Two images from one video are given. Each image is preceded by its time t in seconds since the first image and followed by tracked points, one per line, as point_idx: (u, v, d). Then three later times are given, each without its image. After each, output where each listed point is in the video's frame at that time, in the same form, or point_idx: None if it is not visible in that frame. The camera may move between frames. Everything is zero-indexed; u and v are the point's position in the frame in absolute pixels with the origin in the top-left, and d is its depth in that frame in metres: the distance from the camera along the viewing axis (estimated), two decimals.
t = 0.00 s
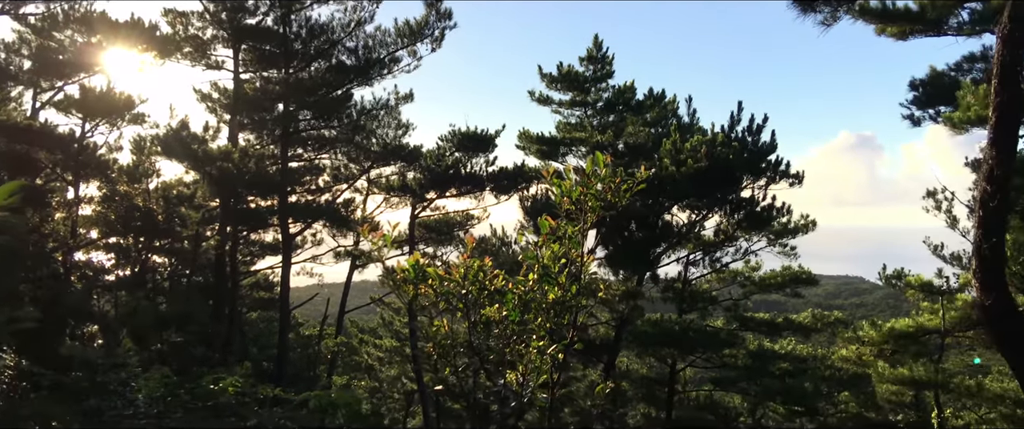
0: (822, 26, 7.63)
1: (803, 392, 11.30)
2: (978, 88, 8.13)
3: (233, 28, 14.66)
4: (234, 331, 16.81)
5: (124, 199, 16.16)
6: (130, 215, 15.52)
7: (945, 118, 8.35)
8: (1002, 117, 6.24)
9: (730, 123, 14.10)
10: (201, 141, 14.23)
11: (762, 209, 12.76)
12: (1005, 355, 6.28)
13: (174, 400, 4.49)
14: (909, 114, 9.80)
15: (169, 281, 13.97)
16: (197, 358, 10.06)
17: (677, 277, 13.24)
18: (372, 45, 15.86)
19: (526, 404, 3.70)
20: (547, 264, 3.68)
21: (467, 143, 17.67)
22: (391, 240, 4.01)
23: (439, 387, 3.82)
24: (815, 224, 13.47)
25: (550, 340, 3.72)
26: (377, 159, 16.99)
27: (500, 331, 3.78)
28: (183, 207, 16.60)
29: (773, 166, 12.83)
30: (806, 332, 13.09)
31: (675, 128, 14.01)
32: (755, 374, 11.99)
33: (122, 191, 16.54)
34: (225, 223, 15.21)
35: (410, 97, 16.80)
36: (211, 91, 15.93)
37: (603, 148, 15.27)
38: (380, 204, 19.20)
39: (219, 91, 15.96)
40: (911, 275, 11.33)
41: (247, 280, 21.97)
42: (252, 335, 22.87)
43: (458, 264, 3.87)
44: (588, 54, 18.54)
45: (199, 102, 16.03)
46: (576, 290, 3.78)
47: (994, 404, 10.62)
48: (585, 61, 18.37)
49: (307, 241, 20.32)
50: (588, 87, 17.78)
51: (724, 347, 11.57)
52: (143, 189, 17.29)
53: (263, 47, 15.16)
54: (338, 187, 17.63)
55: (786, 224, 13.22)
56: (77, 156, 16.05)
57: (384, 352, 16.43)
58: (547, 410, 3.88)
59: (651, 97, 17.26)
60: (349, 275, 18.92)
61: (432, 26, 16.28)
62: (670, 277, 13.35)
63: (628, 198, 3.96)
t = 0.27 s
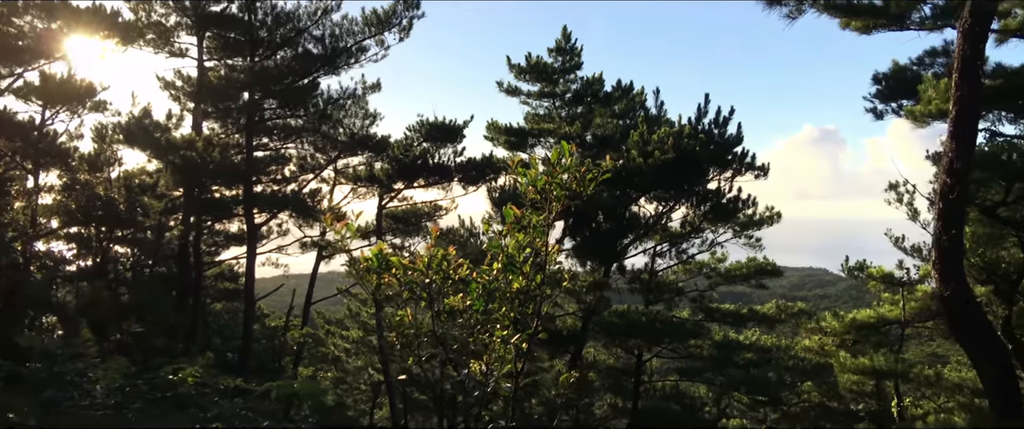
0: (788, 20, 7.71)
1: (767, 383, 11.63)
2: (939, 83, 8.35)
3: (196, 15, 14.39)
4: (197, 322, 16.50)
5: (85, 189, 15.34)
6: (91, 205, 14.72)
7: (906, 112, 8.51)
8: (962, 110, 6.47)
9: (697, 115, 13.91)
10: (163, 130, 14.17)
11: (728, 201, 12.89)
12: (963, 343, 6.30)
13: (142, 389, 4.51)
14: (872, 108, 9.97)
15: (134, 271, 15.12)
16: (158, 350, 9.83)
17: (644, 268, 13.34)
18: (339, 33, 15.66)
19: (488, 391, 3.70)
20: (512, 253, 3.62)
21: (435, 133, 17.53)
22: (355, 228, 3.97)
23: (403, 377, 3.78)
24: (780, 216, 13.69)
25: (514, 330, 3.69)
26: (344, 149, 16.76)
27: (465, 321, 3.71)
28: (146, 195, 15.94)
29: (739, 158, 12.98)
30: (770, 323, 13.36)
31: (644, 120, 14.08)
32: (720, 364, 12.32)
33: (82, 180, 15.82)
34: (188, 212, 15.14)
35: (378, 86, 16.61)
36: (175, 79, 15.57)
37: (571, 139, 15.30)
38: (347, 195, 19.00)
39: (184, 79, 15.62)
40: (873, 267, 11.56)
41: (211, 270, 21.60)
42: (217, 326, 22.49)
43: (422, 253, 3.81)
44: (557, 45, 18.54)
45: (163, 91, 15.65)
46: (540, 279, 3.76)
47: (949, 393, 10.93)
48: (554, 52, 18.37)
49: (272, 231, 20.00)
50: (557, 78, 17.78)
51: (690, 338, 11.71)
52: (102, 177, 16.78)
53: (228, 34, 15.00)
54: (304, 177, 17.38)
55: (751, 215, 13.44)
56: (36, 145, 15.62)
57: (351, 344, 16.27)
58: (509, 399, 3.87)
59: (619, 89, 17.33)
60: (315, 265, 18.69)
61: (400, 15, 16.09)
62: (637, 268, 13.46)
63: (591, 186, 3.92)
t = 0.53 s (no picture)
0: (747, 10, 7.81)
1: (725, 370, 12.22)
2: (894, 75, 8.56)
3: None
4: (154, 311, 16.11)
5: (38, 174, 15.09)
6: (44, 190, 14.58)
7: (863, 103, 8.74)
8: (917, 100, 6.40)
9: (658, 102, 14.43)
10: (118, 113, 13.47)
11: (689, 190, 13.06)
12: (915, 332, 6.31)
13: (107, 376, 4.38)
14: (829, 99, 10.15)
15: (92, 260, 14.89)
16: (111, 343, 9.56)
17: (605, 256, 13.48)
18: (299, 18, 15.30)
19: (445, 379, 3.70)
20: (469, 239, 3.60)
21: (397, 120, 17.37)
22: (310, 213, 3.79)
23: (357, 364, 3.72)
24: (739, 205, 13.93)
25: (470, 316, 3.68)
26: (304, 135, 16.17)
27: (422, 307, 3.65)
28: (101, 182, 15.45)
29: (700, 147, 13.17)
30: (729, 310, 13.63)
31: (605, 108, 14.16)
32: (681, 351, 12.56)
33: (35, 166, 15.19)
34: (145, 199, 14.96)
35: (339, 72, 16.33)
36: (131, 62, 15.08)
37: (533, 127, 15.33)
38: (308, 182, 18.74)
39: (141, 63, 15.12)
40: (829, 255, 11.82)
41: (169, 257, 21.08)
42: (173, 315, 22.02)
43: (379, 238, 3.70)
44: (520, 32, 18.46)
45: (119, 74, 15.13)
46: (498, 265, 3.73)
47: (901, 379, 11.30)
48: (517, 39, 18.30)
49: (231, 218, 19.60)
50: (520, 66, 17.72)
51: (651, 325, 11.86)
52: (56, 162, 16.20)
53: (185, 18, 14.59)
54: (264, 163, 17.06)
55: (711, 205, 13.65)
56: None
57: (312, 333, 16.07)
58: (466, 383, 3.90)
59: (582, 77, 17.35)
60: (275, 253, 18.38)
61: None
62: (599, 255, 13.58)
63: (552, 173, 3.90)
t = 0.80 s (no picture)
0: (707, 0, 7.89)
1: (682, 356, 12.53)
2: (846, 65, 8.75)
3: None
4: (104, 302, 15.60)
5: None
6: None
7: (815, 92, 8.96)
8: (867, 89, 6.44)
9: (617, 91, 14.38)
10: (68, 99, 13.17)
11: (647, 178, 13.21)
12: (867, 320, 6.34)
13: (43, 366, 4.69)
14: (783, 87, 10.34)
15: (40, 250, 14.84)
16: (56, 335, 9.24)
17: (564, 243, 13.53)
18: (253, 2, 14.86)
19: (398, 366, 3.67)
20: (422, 225, 3.47)
21: (354, 107, 17.12)
22: (261, 199, 3.80)
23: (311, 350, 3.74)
24: (696, 193, 14.15)
25: (424, 302, 3.59)
26: (259, 122, 16.00)
27: (375, 293, 3.57)
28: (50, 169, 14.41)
29: (657, 134, 13.31)
30: (686, 296, 13.87)
31: (564, 96, 14.19)
32: (638, 338, 12.76)
33: None
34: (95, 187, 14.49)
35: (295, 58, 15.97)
36: (80, 47, 14.51)
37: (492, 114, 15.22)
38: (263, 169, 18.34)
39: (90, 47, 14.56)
40: (784, 242, 12.04)
41: (119, 246, 20.41)
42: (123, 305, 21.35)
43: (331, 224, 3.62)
44: (478, 19, 18.34)
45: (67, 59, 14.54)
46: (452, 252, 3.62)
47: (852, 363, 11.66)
48: (476, 26, 18.16)
49: (185, 206, 19.09)
50: (478, 53, 17.60)
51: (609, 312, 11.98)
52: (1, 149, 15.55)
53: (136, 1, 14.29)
54: (217, 150, 16.60)
55: (669, 192, 13.83)
56: None
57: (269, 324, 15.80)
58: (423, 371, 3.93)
59: (541, 64, 17.32)
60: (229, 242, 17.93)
61: None
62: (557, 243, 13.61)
63: (506, 159, 3.83)
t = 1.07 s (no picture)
0: None
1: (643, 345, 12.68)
2: (801, 56, 8.94)
3: None
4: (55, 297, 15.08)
5: None
6: None
7: (771, 83, 9.14)
8: (821, 80, 6.55)
9: (575, 84, 14.07)
10: (17, 88, 12.91)
11: (606, 168, 13.31)
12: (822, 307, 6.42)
13: (13, 347, 4.94)
14: (740, 79, 10.52)
15: None
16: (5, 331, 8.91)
17: (525, 234, 13.53)
18: None
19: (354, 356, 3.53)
20: (378, 215, 3.37)
21: (312, 96, 16.75)
22: (214, 189, 3.61)
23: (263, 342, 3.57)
24: (655, 183, 14.32)
25: (379, 293, 3.49)
26: (215, 112, 15.39)
27: (329, 284, 3.47)
28: None
29: (617, 125, 13.40)
30: (646, 285, 14.06)
31: (523, 87, 14.17)
32: (599, 327, 12.89)
33: None
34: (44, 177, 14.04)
35: (251, 46, 15.60)
36: (29, 35, 13.95)
37: (452, 105, 15.09)
38: (220, 159, 17.95)
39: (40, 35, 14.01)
40: (741, 232, 12.25)
41: (71, 237, 19.73)
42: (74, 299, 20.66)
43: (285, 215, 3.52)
44: (438, 9, 18.16)
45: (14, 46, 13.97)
46: (407, 242, 3.52)
47: (808, 349, 11.96)
48: (435, 16, 17.99)
49: (140, 197, 18.55)
50: (438, 43, 17.44)
51: (569, 302, 12.06)
52: None
53: None
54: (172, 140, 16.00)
55: (628, 183, 13.97)
56: None
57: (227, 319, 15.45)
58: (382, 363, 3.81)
59: (501, 55, 17.25)
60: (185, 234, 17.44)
61: None
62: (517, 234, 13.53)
63: (462, 149, 3.81)
